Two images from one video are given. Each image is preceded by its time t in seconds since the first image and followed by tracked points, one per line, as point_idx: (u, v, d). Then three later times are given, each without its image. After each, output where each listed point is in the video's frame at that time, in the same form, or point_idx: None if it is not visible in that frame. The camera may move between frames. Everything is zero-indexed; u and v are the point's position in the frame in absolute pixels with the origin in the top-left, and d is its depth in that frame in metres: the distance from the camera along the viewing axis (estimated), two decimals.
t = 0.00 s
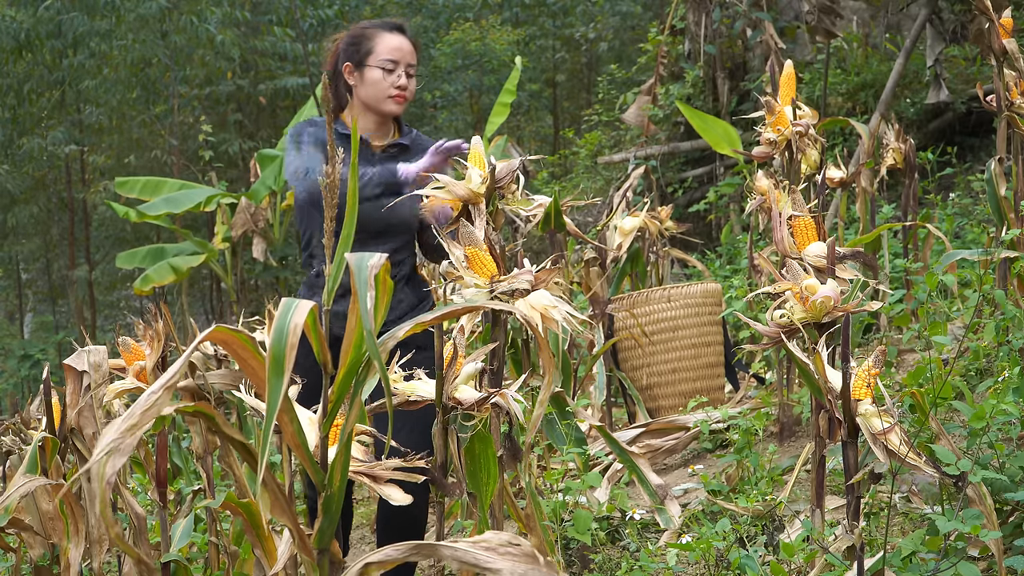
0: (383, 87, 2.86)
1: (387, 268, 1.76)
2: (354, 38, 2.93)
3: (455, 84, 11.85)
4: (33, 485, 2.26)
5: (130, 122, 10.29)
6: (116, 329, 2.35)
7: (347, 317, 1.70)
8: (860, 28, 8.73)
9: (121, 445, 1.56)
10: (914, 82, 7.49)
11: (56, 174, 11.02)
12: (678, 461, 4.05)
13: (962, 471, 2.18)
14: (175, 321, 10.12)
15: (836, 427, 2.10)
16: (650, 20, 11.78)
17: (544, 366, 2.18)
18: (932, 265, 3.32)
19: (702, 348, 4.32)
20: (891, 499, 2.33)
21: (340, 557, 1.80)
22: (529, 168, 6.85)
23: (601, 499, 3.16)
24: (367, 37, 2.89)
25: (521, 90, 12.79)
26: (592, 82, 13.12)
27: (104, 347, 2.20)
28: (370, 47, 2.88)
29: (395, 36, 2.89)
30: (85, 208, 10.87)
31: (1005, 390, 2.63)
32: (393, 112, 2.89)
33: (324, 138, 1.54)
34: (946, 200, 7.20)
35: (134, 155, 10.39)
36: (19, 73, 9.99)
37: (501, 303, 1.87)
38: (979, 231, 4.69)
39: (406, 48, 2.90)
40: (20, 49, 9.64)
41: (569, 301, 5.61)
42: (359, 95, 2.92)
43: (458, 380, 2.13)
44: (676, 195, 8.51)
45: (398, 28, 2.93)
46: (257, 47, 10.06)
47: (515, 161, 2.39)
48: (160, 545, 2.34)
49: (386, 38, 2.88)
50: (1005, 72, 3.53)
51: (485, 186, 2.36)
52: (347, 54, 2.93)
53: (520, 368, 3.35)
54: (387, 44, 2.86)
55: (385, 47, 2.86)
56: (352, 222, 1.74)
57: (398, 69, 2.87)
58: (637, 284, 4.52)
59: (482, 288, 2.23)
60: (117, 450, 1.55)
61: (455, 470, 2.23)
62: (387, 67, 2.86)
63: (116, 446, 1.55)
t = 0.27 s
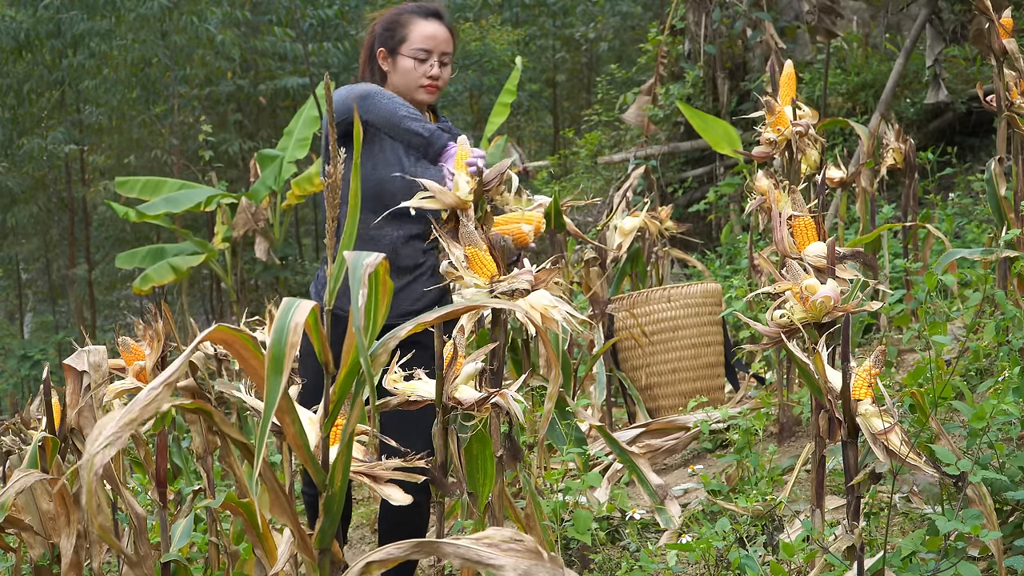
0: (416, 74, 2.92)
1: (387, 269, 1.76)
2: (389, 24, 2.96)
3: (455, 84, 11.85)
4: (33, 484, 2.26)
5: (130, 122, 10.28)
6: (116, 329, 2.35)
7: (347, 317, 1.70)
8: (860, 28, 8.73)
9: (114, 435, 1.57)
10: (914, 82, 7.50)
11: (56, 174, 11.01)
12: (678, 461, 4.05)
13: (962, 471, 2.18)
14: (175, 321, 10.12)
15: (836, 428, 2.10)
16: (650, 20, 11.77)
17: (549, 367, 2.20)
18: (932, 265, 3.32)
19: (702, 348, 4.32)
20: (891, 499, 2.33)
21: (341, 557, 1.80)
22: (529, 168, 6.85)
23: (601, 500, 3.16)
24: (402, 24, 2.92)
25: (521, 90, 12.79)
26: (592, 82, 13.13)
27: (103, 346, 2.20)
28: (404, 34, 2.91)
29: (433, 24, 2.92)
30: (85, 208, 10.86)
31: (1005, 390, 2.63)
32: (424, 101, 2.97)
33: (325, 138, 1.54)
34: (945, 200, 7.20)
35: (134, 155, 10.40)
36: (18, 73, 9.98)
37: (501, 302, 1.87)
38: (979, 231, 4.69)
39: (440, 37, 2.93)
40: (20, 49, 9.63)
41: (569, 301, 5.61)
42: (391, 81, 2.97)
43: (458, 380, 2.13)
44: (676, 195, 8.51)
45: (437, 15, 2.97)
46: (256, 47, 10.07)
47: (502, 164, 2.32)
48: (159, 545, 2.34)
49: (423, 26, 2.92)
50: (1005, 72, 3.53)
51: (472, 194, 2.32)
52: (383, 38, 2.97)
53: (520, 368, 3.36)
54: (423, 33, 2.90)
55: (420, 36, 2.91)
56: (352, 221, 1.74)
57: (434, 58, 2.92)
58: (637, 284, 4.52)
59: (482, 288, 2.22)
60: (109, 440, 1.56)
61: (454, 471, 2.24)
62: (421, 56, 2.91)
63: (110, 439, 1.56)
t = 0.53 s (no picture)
0: (430, 75, 2.87)
1: (387, 269, 1.76)
2: (412, 20, 2.91)
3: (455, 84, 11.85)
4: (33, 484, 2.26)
5: (130, 122, 10.28)
6: (116, 329, 2.35)
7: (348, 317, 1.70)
8: (859, 27, 8.72)
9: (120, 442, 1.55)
10: (914, 82, 7.49)
11: (56, 174, 11.00)
12: (678, 461, 4.05)
13: (962, 471, 2.18)
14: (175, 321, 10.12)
15: (836, 428, 2.10)
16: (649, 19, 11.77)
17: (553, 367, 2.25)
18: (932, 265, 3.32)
19: (702, 348, 4.32)
20: (891, 499, 2.33)
21: (341, 557, 1.80)
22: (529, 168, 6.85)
23: (601, 500, 3.16)
24: (422, 22, 2.87)
25: (521, 90, 12.78)
26: (592, 82, 13.12)
27: (103, 347, 2.20)
28: (423, 33, 2.87)
29: (451, 22, 2.84)
30: (85, 208, 10.86)
31: (1005, 390, 2.63)
32: (441, 100, 2.92)
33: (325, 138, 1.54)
34: (946, 200, 7.20)
35: (134, 155, 10.40)
36: (18, 73, 9.97)
37: (501, 302, 1.88)
38: (979, 231, 4.69)
39: (461, 36, 2.86)
40: (20, 49, 9.63)
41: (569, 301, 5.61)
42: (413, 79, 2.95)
43: (458, 380, 2.13)
44: (676, 195, 8.51)
45: (458, 12, 2.87)
46: (256, 47, 10.08)
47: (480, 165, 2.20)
48: (160, 545, 2.34)
49: (440, 24, 2.83)
50: (1005, 72, 3.53)
51: (456, 204, 2.24)
52: (407, 34, 2.92)
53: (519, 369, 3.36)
54: (438, 31, 2.82)
55: (436, 35, 2.82)
56: (353, 221, 1.74)
57: (449, 59, 2.85)
58: (637, 284, 4.52)
59: (482, 287, 2.22)
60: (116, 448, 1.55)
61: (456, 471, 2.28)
62: (436, 56, 2.84)
63: (114, 445, 1.55)
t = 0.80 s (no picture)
0: (422, 76, 2.81)
1: (387, 268, 1.76)
2: (406, 21, 2.83)
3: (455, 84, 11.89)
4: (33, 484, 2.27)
5: (130, 123, 10.28)
6: (116, 329, 2.36)
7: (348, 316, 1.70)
8: (859, 26, 8.71)
9: (125, 441, 1.56)
10: (914, 82, 7.50)
11: (56, 174, 11.00)
12: (678, 461, 4.05)
13: (962, 471, 2.18)
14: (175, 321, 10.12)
15: (836, 428, 2.10)
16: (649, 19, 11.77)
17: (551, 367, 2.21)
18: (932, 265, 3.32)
19: (702, 348, 4.32)
20: (890, 499, 2.33)
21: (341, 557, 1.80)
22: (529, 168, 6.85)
23: (601, 499, 3.16)
24: (414, 24, 2.79)
25: (521, 90, 12.78)
26: (592, 82, 13.12)
27: (103, 347, 2.21)
28: (415, 35, 2.79)
29: (442, 22, 2.75)
30: (85, 208, 10.86)
31: (1005, 390, 2.63)
32: (434, 102, 2.85)
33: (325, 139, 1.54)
34: (946, 200, 7.21)
35: (134, 155, 10.40)
36: (18, 73, 9.97)
37: (501, 303, 1.87)
38: (979, 231, 4.70)
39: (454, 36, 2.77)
40: (20, 49, 9.64)
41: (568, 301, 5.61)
42: (408, 81, 2.90)
43: (458, 380, 2.13)
44: (675, 195, 8.52)
45: (450, 12, 2.79)
46: (256, 47, 10.10)
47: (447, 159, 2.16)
48: (159, 545, 2.34)
49: (431, 25, 2.76)
50: (1005, 72, 3.53)
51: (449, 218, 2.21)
52: (402, 34, 2.85)
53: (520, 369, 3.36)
54: (430, 33, 2.75)
55: (427, 37, 2.75)
56: (352, 221, 1.73)
57: (441, 60, 2.77)
58: (637, 284, 4.52)
59: (482, 287, 2.23)
60: (122, 446, 1.56)
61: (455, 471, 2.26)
62: (428, 58, 2.77)
63: (114, 445, 1.55)
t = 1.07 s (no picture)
0: (399, 77, 2.63)
1: (387, 270, 1.76)
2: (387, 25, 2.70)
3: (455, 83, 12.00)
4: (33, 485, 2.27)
5: (130, 123, 10.27)
6: (116, 329, 2.36)
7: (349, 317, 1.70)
8: (859, 26, 8.71)
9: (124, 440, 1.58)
10: (914, 82, 7.50)
11: (56, 174, 10.99)
12: (678, 461, 4.05)
13: (962, 471, 2.18)
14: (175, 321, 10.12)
15: (836, 428, 2.10)
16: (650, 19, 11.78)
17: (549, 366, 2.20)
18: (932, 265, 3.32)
19: (702, 348, 4.32)
20: (891, 499, 2.33)
21: (341, 557, 1.80)
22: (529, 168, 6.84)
23: (601, 499, 3.16)
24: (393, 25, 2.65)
25: (521, 90, 12.79)
26: (592, 82, 13.13)
27: (103, 347, 2.21)
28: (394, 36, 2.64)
29: (418, 21, 2.60)
30: (85, 208, 10.86)
31: (1005, 390, 2.63)
32: (416, 102, 2.66)
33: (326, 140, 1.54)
34: (946, 201, 7.21)
35: (134, 155, 10.41)
36: (18, 73, 9.97)
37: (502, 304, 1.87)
38: (979, 231, 4.70)
39: (428, 33, 2.60)
40: (20, 49, 9.64)
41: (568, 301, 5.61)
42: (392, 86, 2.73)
43: (458, 380, 2.13)
44: (676, 195, 8.52)
45: (427, 9, 2.63)
46: (256, 46, 10.09)
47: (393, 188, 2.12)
48: (159, 545, 2.34)
49: (407, 25, 2.61)
50: (1005, 71, 3.53)
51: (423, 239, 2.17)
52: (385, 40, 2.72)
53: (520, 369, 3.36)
54: (405, 32, 2.60)
55: (403, 37, 2.60)
56: (353, 222, 1.73)
57: (417, 59, 2.61)
58: (637, 284, 4.52)
59: (482, 287, 2.22)
60: (118, 446, 1.56)
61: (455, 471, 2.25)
62: (405, 57, 2.61)
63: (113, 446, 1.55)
